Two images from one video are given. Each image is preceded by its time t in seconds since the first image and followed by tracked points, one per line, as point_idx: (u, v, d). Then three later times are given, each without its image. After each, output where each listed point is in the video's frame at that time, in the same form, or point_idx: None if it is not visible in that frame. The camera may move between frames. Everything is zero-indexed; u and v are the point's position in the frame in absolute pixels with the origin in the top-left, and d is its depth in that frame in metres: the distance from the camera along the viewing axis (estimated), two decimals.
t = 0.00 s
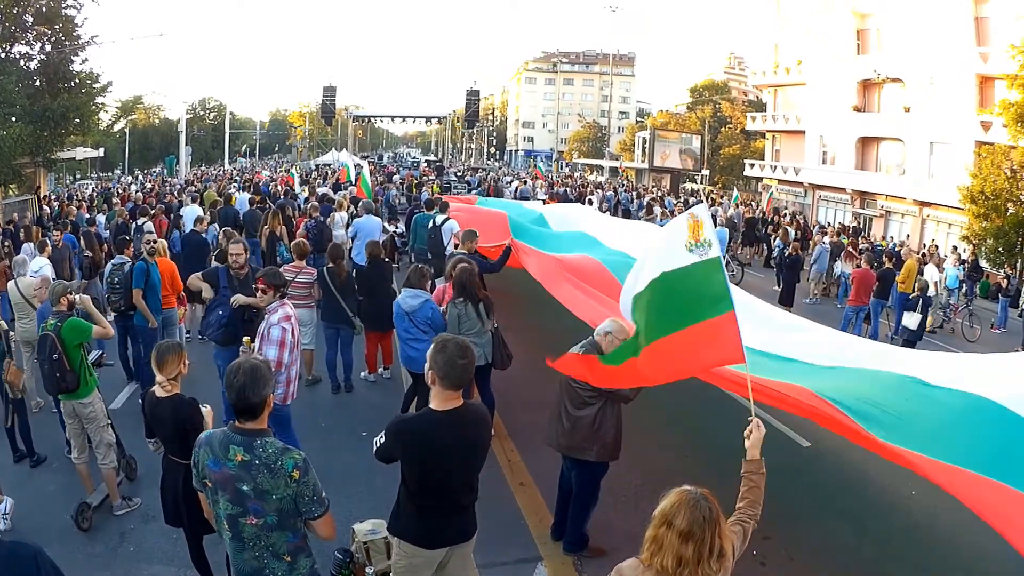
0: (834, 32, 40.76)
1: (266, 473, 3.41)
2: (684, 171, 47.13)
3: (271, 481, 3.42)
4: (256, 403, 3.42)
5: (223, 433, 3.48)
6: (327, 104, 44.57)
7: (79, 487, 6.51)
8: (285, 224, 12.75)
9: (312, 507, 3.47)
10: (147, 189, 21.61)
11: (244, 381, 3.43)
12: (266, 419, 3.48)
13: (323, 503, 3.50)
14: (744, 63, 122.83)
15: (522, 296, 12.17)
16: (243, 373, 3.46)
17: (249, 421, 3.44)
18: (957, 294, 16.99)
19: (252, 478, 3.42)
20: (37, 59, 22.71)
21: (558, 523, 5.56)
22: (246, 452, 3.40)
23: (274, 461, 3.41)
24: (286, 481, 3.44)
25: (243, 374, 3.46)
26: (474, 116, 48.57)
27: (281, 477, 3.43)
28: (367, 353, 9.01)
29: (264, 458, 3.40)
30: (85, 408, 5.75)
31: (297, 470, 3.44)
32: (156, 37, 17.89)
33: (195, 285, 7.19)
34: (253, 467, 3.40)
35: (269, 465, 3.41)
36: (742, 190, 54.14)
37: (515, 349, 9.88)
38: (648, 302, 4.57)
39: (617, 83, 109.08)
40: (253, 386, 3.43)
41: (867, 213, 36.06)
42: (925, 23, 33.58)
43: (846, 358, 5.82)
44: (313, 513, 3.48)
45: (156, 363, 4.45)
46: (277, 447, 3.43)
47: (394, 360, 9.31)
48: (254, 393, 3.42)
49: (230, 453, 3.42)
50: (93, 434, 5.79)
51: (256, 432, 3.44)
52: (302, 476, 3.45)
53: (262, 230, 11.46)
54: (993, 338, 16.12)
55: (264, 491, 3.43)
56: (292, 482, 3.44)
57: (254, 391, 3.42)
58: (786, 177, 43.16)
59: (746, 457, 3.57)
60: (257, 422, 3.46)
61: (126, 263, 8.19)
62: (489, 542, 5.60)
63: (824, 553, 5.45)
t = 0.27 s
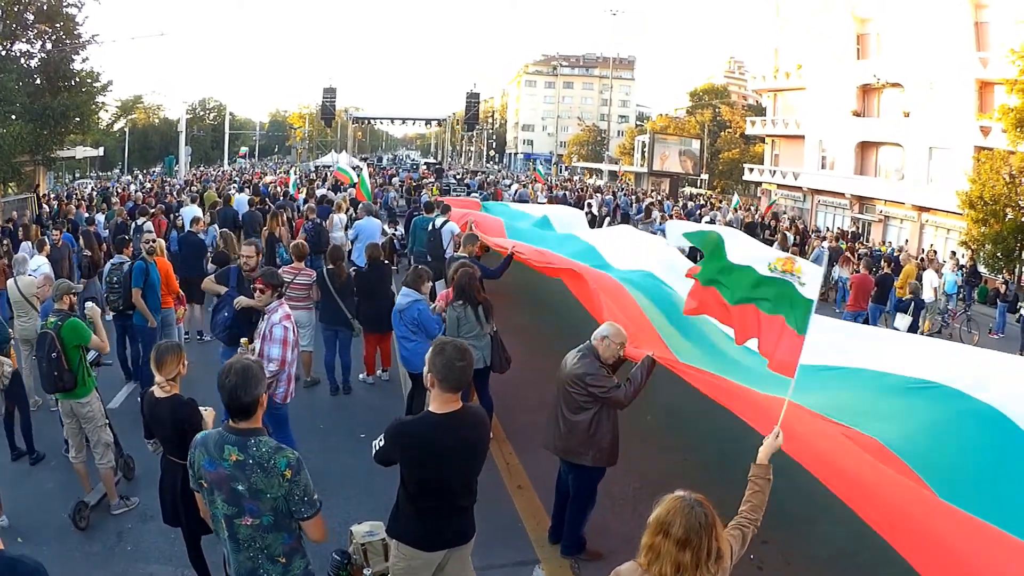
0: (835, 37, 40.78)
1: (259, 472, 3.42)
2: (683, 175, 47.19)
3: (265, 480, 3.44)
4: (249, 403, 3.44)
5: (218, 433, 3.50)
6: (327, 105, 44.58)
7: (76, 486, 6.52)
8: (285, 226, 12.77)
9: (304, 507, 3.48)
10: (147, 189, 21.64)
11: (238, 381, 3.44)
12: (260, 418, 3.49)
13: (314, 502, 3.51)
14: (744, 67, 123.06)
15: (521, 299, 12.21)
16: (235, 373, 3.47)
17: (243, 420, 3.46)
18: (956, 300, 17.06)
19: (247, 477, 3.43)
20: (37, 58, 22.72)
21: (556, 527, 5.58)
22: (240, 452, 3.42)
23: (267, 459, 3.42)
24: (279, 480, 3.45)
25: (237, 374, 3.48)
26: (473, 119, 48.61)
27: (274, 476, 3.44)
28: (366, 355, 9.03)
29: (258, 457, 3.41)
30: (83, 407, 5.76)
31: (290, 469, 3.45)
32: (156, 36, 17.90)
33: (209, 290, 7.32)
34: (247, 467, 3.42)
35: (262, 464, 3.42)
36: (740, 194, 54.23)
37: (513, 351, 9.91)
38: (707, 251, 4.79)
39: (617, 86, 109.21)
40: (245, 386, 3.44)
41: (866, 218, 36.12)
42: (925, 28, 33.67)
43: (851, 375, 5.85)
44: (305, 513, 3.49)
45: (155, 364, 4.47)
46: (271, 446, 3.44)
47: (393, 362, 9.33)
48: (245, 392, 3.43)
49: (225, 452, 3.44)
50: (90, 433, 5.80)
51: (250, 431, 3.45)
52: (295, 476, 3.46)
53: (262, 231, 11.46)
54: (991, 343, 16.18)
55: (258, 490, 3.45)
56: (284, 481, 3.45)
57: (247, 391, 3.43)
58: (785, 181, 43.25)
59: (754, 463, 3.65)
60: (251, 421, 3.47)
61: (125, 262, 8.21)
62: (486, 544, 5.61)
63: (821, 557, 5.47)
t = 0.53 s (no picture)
0: (834, 38, 40.77)
1: (255, 474, 3.41)
2: (683, 175, 47.19)
3: (260, 481, 3.42)
4: (242, 404, 3.43)
5: (213, 435, 3.48)
6: (326, 105, 44.53)
7: (76, 487, 6.51)
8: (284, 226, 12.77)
9: (300, 507, 3.47)
10: (146, 190, 21.62)
11: (231, 381, 3.43)
12: (255, 419, 3.48)
13: (310, 503, 3.49)
14: (744, 68, 123.06)
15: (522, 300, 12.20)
16: (228, 374, 3.46)
17: (238, 422, 3.44)
18: (956, 300, 17.05)
19: (243, 479, 3.42)
20: (37, 59, 22.72)
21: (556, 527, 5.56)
22: (235, 454, 3.41)
23: (262, 460, 3.41)
24: (274, 481, 3.43)
25: (230, 374, 3.47)
26: (473, 120, 48.63)
27: (269, 477, 3.43)
28: (365, 355, 9.01)
29: (253, 458, 3.40)
30: (82, 409, 5.74)
31: (285, 470, 3.44)
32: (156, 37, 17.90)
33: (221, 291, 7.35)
34: (242, 468, 3.41)
35: (258, 465, 3.41)
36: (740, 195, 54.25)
37: (513, 352, 9.90)
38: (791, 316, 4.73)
39: (617, 87, 109.23)
40: (238, 386, 3.42)
41: (866, 218, 36.12)
42: (925, 29, 33.65)
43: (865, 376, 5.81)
44: (301, 514, 3.47)
45: (153, 366, 4.45)
46: (265, 447, 3.43)
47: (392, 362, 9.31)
48: (238, 393, 3.41)
49: (220, 454, 3.43)
50: (90, 435, 5.77)
51: (244, 432, 3.44)
52: (290, 476, 3.45)
53: (261, 231, 11.45)
54: (991, 344, 16.16)
55: (254, 491, 3.43)
56: (279, 482, 3.44)
57: (240, 391, 3.42)
58: (785, 182, 43.25)
59: (750, 463, 3.62)
60: (246, 422, 3.46)
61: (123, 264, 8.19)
62: (486, 545, 5.60)
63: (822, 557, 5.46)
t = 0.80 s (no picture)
0: (835, 36, 40.70)
1: (252, 471, 3.40)
2: (683, 173, 47.18)
3: (257, 480, 3.41)
4: (240, 402, 3.41)
5: (211, 433, 3.47)
6: (326, 102, 44.52)
7: (76, 483, 6.50)
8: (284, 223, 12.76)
9: (296, 506, 3.45)
10: (146, 187, 21.61)
11: (227, 380, 3.42)
12: (252, 417, 3.47)
13: (307, 501, 3.47)
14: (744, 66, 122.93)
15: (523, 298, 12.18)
16: (225, 372, 3.45)
17: (235, 419, 3.43)
18: (956, 299, 17.02)
19: (240, 477, 3.41)
20: (37, 56, 22.69)
21: (555, 525, 5.55)
22: (232, 452, 3.40)
23: (259, 458, 3.39)
24: (271, 480, 3.42)
25: (227, 373, 3.46)
26: (473, 117, 48.57)
27: (266, 475, 3.41)
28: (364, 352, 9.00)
29: (250, 456, 3.39)
30: (83, 405, 5.73)
31: (282, 468, 3.42)
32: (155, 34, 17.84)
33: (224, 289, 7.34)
34: (239, 467, 3.39)
35: (255, 463, 3.39)
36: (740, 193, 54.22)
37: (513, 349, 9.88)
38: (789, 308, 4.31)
39: (617, 84, 109.12)
40: (235, 384, 3.42)
41: (866, 216, 36.09)
42: (925, 28, 33.61)
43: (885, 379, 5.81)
44: (297, 512, 3.46)
45: (153, 362, 4.43)
46: (263, 445, 3.42)
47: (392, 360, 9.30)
48: (236, 391, 3.41)
49: (218, 452, 3.42)
50: (90, 431, 5.77)
51: (242, 430, 3.43)
52: (286, 475, 3.43)
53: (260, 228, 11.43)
54: (991, 343, 16.14)
55: (252, 489, 3.42)
56: (276, 481, 3.42)
57: (237, 389, 3.41)
58: (785, 180, 43.22)
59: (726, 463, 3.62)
60: (243, 420, 3.45)
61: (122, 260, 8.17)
62: (485, 543, 5.58)
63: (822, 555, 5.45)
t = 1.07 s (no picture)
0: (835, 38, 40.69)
1: (251, 470, 3.40)
2: (683, 173, 47.20)
3: (257, 479, 3.42)
4: (239, 401, 3.42)
5: (210, 432, 3.48)
6: (326, 101, 44.52)
7: (75, 482, 6.51)
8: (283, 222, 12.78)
9: (295, 505, 3.46)
10: (145, 185, 21.62)
11: (227, 379, 3.43)
12: (252, 415, 3.48)
13: (305, 500, 3.48)
14: (744, 67, 122.96)
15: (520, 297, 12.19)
16: (224, 371, 3.46)
17: (235, 418, 3.44)
18: (954, 301, 17.04)
19: (240, 476, 3.41)
20: (37, 54, 22.70)
21: (554, 524, 5.56)
22: (232, 450, 3.41)
23: (259, 457, 3.41)
24: (270, 479, 3.43)
25: (226, 371, 3.46)
26: (473, 116, 48.58)
27: (265, 474, 3.42)
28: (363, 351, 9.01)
29: (250, 454, 3.40)
30: (84, 403, 5.73)
31: (281, 468, 3.43)
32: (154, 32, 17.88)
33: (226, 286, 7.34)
34: (239, 465, 3.40)
35: (255, 462, 3.40)
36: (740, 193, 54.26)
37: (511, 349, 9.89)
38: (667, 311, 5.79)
39: (617, 85, 109.16)
40: (235, 383, 3.43)
41: (865, 218, 36.12)
42: (925, 29, 33.63)
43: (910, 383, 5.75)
44: (296, 511, 3.46)
45: (152, 361, 4.43)
46: (263, 444, 3.43)
47: (390, 359, 9.31)
48: (235, 390, 3.42)
49: (217, 451, 3.43)
50: (91, 429, 5.77)
51: (241, 429, 3.44)
52: (286, 474, 3.44)
53: (259, 226, 11.43)
54: (989, 344, 16.16)
55: (251, 488, 3.43)
56: (275, 480, 3.43)
57: (237, 388, 3.42)
58: (784, 181, 43.24)
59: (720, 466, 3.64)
60: (243, 419, 3.46)
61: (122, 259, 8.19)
62: (483, 542, 5.59)
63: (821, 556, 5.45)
